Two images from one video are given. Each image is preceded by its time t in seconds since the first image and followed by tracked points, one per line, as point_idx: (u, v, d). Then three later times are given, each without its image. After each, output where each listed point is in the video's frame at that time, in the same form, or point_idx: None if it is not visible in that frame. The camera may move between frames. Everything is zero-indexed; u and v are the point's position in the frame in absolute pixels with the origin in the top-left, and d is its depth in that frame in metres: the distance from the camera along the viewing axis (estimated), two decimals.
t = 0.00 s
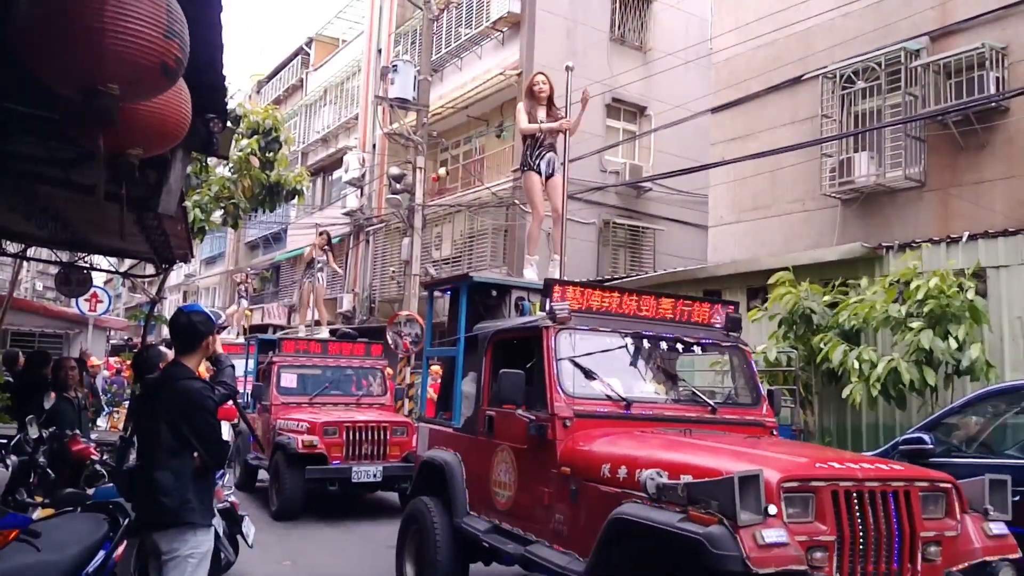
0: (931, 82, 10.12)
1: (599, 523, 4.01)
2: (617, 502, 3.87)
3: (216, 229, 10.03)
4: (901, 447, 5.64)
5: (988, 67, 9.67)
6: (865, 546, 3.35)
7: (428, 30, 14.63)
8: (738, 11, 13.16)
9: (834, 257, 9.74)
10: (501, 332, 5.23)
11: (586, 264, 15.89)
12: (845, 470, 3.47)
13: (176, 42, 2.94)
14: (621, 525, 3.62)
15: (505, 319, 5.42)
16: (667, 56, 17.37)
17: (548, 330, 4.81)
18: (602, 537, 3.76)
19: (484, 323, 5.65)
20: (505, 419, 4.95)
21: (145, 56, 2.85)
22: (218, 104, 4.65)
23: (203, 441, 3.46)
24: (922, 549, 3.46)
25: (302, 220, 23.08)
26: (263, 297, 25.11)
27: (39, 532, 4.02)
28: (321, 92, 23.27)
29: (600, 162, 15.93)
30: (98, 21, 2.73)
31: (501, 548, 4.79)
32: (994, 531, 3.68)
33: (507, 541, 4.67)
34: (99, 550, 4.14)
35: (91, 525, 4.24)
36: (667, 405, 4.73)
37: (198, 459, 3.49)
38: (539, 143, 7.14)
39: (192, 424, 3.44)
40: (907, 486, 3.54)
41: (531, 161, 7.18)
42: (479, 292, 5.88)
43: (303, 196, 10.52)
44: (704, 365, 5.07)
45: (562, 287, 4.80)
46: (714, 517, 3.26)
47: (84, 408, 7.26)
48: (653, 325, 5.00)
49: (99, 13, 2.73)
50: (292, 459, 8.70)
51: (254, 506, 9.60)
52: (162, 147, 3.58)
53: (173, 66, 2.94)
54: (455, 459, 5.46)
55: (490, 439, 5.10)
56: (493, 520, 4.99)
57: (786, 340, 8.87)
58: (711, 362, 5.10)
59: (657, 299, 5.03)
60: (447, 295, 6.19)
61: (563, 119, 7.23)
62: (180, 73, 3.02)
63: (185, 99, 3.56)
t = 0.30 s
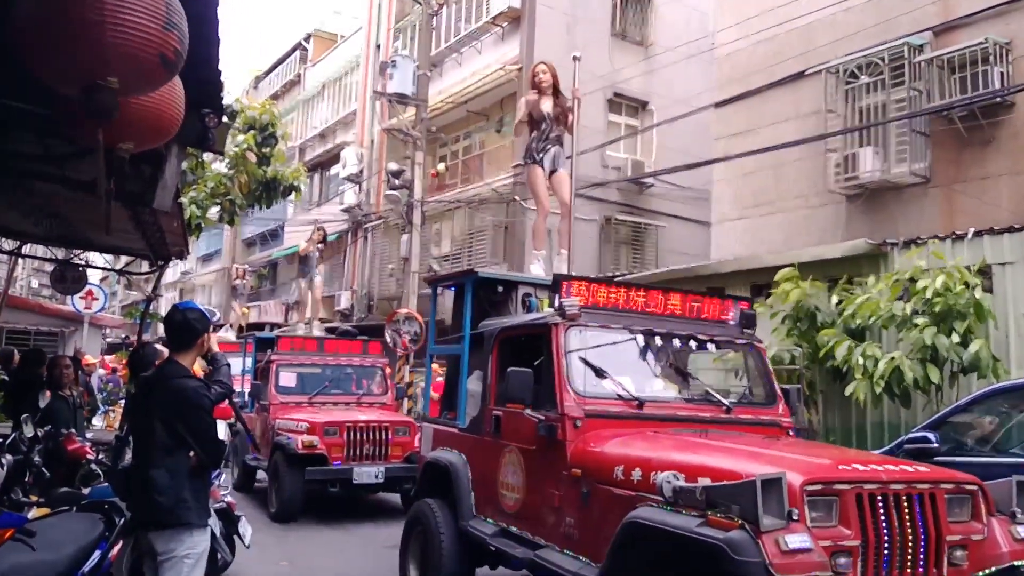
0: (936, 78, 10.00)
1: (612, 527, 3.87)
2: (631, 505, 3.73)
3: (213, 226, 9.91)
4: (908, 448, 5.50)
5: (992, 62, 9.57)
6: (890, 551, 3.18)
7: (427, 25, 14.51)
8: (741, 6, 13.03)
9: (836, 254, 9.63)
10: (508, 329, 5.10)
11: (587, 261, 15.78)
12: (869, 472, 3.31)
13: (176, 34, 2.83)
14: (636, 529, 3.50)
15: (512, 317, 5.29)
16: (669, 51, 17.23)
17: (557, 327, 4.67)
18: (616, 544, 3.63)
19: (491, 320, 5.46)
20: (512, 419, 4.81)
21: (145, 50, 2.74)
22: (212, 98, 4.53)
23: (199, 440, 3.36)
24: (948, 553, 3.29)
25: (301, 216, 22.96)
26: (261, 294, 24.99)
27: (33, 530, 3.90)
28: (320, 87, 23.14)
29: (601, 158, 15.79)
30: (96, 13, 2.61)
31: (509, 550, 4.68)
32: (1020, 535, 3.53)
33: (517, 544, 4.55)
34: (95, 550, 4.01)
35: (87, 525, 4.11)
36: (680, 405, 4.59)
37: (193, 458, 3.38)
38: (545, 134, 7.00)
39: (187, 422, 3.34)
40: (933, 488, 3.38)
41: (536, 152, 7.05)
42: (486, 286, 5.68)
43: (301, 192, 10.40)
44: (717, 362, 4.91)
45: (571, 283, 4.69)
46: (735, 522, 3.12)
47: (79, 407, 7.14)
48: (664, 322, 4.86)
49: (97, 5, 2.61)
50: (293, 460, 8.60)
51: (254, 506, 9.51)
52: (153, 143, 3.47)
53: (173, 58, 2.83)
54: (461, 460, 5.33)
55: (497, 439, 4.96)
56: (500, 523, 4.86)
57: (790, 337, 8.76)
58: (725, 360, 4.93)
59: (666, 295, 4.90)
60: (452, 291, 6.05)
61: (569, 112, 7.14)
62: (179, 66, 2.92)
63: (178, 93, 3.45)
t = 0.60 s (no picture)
0: (931, 78, 10.10)
1: (622, 528, 3.76)
2: (643, 505, 3.62)
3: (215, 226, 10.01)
4: (901, 443, 5.57)
5: (988, 61, 9.65)
6: (907, 552, 3.07)
7: (428, 25, 14.61)
8: (739, 6, 13.10)
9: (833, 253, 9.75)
10: (516, 326, 5.05)
11: (586, 260, 15.87)
12: (884, 471, 3.20)
13: (167, 40, 2.92)
14: (647, 529, 3.39)
15: (518, 315, 5.26)
16: (667, 51, 17.34)
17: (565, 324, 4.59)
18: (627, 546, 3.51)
19: (496, 318, 5.49)
20: (520, 418, 4.74)
21: (134, 54, 2.83)
22: (215, 100, 4.63)
23: (204, 439, 3.47)
24: (965, 554, 3.17)
25: (303, 216, 23.09)
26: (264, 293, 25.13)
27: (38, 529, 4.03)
28: (322, 87, 23.24)
29: (600, 158, 15.89)
30: (87, 17, 2.71)
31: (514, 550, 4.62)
32: None
33: (524, 544, 4.48)
34: (99, 547, 4.12)
35: (89, 523, 4.23)
36: (689, 402, 4.53)
37: (198, 455, 3.49)
38: (550, 129, 7.06)
39: (192, 422, 3.45)
40: (949, 486, 3.26)
41: (542, 145, 7.11)
42: (491, 284, 5.72)
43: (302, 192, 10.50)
44: (724, 358, 4.87)
45: (582, 280, 4.59)
46: (749, 522, 3.03)
47: (82, 405, 7.24)
48: (671, 319, 4.80)
49: (89, 9, 2.70)
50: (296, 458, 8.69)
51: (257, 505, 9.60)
52: (151, 143, 3.56)
53: (163, 64, 2.92)
54: (467, 459, 5.29)
55: (504, 437, 4.89)
56: (508, 522, 4.78)
57: (788, 335, 8.82)
58: (729, 356, 4.90)
59: (669, 291, 4.84)
60: (458, 288, 6.02)
61: (574, 110, 7.20)
62: (170, 71, 3.00)
63: (177, 95, 3.54)
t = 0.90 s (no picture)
0: (929, 79, 10.15)
1: (635, 533, 3.74)
2: (657, 510, 3.60)
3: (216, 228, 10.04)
4: (901, 443, 5.60)
5: (986, 62, 9.69)
6: (930, 555, 3.05)
7: (427, 29, 14.65)
8: (738, 8, 13.15)
9: (828, 254, 9.86)
10: (523, 327, 5.03)
11: (586, 262, 15.91)
12: (906, 475, 3.18)
13: (160, 48, 2.93)
14: (662, 534, 3.38)
15: (525, 315, 5.23)
16: (665, 53, 17.39)
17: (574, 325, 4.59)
18: (640, 549, 3.51)
19: (503, 319, 5.47)
20: (527, 421, 4.72)
21: (125, 61, 2.85)
22: (217, 103, 4.66)
23: (206, 441, 3.49)
24: (989, 559, 3.15)
25: (303, 219, 23.13)
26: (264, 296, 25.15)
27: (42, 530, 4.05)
28: (321, 90, 23.25)
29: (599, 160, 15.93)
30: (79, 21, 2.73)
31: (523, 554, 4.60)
32: None
33: (534, 549, 4.47)
34: (101, 549, 4.16)
35: (91, 526, 4.24)
36: (701, 404, 4.51)
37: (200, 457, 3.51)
38: (559, 129, 6.84)
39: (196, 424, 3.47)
40: (972, 492, 3.25)
41: (549, 146, 6.91)
42: (498, 285, 5.73)
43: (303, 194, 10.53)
44: (732, 360, 4.89)
45: (588, 281, 4.63)
46: (770, 527, 3.00)
47: (84, 408, 7.26)
48: (678, 320, 4.80)
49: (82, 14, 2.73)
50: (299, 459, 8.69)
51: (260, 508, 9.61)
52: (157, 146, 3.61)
53: (155, 70, 2.94)
54: (474, 462, 5.29)
55: (512, 440, 4.87)
56: (517, 527, 4.77)
57: (787, 336, 8.80)
58: (735, 357, 4.90)
59: (674, 291, 4.84)
60: (463, 289, 6.06)
61: (581, 108, 6.99)
62: (163, 76, 3.02)
63: (182, 100, 3.57)
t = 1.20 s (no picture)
0: (929, 84, 10.14)
1: (649, 540, 3.62)
2: (673, 517, 3.49)
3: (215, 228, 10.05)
4: (899, 448, 5.59)
5: (984, 68, 9.66)
6: (954, 564, 2.98)
7: (429, 29, 14.63)
8: (739, 12, 13.15)
9: (829, 257, 9.90)
10: (532, 327, 4.82)
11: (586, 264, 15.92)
12: (928, 481, 3.13)
13: (166, 43, 2.94)
14: (677, 541, 3.31)
15: (533, 316, 5.03)
16: (667, 56, 17.39)
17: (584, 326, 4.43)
18: (654, 556, 3.44)
19: (510, 319, 5.27)
20: (535, 423, 4.57)
21: (133, 58, 2.85)
22: (215, 101, 4.66)
23: (204, 443, 3.50)
24: (1012, 567, 3.09)
25: (303, 219, 23.16)
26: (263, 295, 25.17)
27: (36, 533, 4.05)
28: (323, 90, 23.25)
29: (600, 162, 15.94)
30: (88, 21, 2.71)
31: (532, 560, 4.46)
32: None
33: (543, 556, 4.32)
34: (96, 550, 4.13)
35: (86, 528, 4.22)
36: (713, 407, 4.37)
37: (196, 459, 3.52)
38: (569, 130, 6.69)
39: (193, 424, 3.48)
40: (994, 497, 3.20)
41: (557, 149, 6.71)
42: (504, 284, 5.48)
43: (303, 194, 10.54)
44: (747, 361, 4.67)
45: (600, 280, 4.45)
46: (792, 535, 2.92)
47: (81, 408, 7.26)
48: (689, 321, 4.62)
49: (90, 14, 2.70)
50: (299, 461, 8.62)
51: (258, 509, 9.60)
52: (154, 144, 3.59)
53: (162, 65, 2.95)
54: (480, 466, 5.10)
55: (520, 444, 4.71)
56: (524, 532, 4.64)
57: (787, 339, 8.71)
58: (752, 359, 4.69)
59: (683, 292, 4.64)
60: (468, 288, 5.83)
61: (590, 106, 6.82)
62: (169, 72, 3.03)
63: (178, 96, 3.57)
